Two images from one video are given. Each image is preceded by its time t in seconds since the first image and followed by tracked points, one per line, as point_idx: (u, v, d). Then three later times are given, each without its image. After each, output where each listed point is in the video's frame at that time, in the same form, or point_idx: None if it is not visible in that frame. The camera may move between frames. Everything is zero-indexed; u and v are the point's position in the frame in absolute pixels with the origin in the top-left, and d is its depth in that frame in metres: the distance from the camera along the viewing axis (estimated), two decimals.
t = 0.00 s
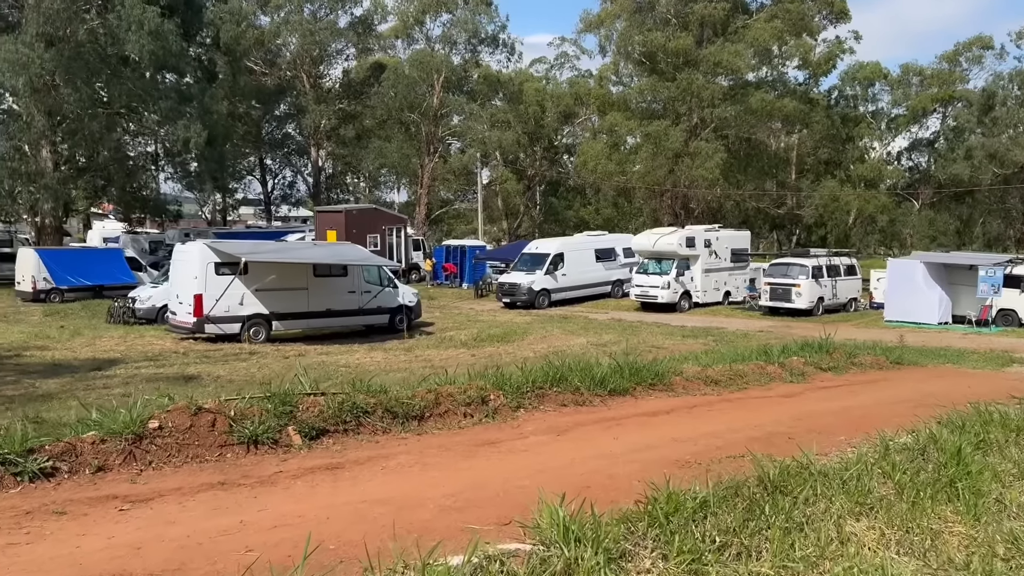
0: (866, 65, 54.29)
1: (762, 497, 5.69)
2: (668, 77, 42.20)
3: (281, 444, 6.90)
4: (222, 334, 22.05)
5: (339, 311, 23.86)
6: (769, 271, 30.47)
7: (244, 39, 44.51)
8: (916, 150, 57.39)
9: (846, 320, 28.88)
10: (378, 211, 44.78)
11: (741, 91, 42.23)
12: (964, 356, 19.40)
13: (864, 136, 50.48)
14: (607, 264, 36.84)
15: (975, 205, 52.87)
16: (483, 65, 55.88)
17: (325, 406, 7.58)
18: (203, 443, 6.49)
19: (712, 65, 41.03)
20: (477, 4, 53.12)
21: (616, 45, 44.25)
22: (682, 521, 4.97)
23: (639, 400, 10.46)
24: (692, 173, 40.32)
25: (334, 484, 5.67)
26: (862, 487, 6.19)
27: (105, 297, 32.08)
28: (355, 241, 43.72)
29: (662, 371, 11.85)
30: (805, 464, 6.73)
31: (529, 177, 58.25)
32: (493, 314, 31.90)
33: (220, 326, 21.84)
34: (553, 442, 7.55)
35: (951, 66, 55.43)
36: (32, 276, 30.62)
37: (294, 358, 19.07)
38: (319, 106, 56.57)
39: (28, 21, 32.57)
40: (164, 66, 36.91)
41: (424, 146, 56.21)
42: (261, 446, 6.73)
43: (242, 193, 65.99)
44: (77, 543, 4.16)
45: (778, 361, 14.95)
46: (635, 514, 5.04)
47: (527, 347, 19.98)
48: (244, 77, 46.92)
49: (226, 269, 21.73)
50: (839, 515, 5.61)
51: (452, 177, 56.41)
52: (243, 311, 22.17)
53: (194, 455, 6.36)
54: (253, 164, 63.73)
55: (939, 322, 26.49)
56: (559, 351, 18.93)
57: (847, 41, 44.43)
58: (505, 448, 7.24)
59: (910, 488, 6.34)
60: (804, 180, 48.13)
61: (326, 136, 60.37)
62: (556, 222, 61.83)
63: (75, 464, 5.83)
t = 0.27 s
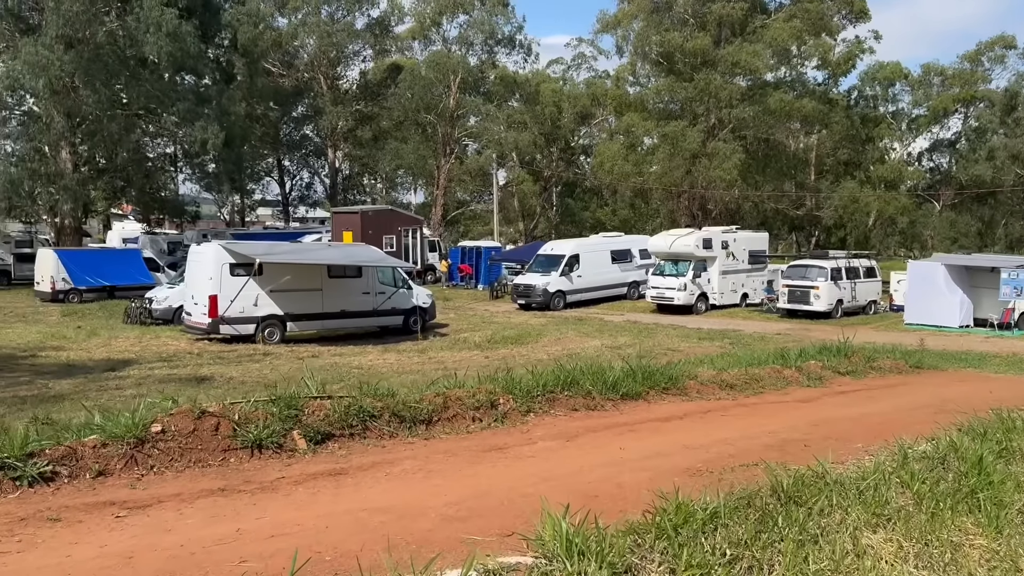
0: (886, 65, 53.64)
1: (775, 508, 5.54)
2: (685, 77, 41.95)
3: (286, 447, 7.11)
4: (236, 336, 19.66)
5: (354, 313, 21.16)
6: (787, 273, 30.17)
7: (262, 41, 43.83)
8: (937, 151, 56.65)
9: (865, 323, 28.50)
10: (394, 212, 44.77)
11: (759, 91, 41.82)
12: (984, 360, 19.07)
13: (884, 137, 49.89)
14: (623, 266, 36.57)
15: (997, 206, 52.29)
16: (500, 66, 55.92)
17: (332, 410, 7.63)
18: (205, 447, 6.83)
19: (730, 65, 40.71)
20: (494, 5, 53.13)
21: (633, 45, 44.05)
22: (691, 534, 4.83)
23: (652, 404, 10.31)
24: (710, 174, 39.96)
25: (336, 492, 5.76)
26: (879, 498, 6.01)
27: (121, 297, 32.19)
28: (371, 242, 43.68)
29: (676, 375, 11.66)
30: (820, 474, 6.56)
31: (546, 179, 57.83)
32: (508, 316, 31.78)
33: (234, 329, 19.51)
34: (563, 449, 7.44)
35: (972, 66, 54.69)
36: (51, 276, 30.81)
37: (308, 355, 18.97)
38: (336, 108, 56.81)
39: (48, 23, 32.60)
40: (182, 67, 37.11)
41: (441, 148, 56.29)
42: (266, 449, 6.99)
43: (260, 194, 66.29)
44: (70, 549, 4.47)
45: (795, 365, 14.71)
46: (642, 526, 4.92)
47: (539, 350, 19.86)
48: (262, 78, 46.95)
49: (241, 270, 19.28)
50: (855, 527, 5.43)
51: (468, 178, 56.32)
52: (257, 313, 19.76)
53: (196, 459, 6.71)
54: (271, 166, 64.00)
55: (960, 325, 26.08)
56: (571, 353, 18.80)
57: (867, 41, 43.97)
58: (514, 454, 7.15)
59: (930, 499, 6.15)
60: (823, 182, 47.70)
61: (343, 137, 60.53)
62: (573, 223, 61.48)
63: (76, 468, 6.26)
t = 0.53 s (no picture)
0: (907, 65, 53.00)
1: (786, 514, 5.40)
2: (703, 77, 41.66)
3: (292, 449, 7.11)
4: (251, 337, 19.26)
5: (368, 314, 20.77)
6: (806, 275, 29.79)
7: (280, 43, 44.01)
8: (959, 151, 55.89)
9: (884, 325, 28.11)
10: (410, 212, 44.63)
11: (778, 91, 41.38)
12: (1006, 364, 18.70)
13: (904, 137, 49.23)
14: (639, 267, 36.35)
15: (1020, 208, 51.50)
16: (517, 67, 55.87)
17: (338, 411, 7.67)
18: (210, 448, 6.81)
19: (748, 65, 40.38)
20: (511, 6, 53.05)
21: (650, 45, 43.77)
22: (698, 540, 4.72)
23: (665, 407, 10.18)
24: (727, 174, 39.60)
25: (338, 493, 5.70)
26: (895, 503, 5.86)
27: (135, 297, 32.23)
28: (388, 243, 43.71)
29: (689, 376, 11.51)
30: (834, 479, 6.41)
31: (562, 179, 58.02)
32: (523, 317, 31.67)
33: (250, 329, 19.09)
34: (571, 451, 7.33)
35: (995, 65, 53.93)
36: (70, 276, 31.13)
37: (321, 355, 18.84)
38: (353, 109, 56.94)
39: (67, 25, 33.02)
40: (200, 69, 37.29)
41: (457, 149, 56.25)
42: (271, 450, 7.00)
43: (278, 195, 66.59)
44: (65, 551, 4.46)
45: (811, 368, 14.50)
46: (647, 532, 4.82)
47: (552, 351, 19.75)
48: (279, 80, 47.10)
49: (255, 270, 18.91)
50: (868, 533, 5.30)
51: (485, 179, 56.22)
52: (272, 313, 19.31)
53: (199, 460, 6.71)
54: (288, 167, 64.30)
55: (981, 327, 25.64)
56: (584, 355, 18.66)
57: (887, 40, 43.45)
58: (521, 457, 7.06)
59: (947, 505, 5.98)
60: (843, 182, 47.15)
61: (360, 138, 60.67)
62: (589, 224, 61.15)
63: (78, 468, 6.27)
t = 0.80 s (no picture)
0: (928, 65, 52.37)
1: (799, 521, 5.34)
2: (720, 78, 41.40)
3: (302, 450, 7.15)
4: (268, 336, 19.65)
5: (383, 315, 21.01)
6: (823, 275, 29.43)
7: (297, 45, 44.21)
8: (980, 151, 55.18)
9: (904, 327, 27.79)
10: (426, 212, 44.40)
11: (796, 92, 40.99)
12: None
13: (925, 138, 48.63)
14: (655, 268, 36.19)
15: None
16: (534, 68, 55.83)
17: (348, 412, 7.69)
18: (221, 449, 6.85)
19: (766, 65, 40.07)
20: (528, 7, 52.98)
21: (667, 46, 43.53)
22: (708, 547, 4.66)
23: (678, 409, 10.11)
24: (745, 175, 39.29)
25: (346, 495, 5.72)
26: (910, 510, 5.76)
27: (151, 297, 32.37)
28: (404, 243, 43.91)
29: (703, 378, 11.41)
30: (848, 485, 6.32)
31: (579, 180, 58.28)
32: (538, 318, 31.60)
33: (265, 328, 19.41)
34: (583, 453, 7.32)
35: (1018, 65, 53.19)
36: (90, 276, 31.44)
37: (340, 356, 18.82)
38: (370, 111, 57.09)
39: (88, 28, 33.44)
40: (218, 71, 37.55)
41: (474, 150, 56.25)
42: (281, 451, 7.04)
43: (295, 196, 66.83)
44: (71, 552, 4.52)
45: (828, 371, 14.33)
46: (656, 537, 4.78)
47: (566, 352, 19.71)
48: (297, 81, 47.39)
49: (272, 271, 19.27)
50: (882, 540, 5.21)
51: (501, 180, 56.20)
52: (288, 312, 19.61)
53: (210, 460, 6.75)
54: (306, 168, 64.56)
55: (1002, 330, 25.28)
56: (598, 357, 18.57)
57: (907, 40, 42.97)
58: (531, 459, 7.07)
59: (964, 512, 5.87)
60: (862, 183, 46.66)
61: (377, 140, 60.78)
62: (606, 225, 60.93)
63: (89, 468, 6.32)
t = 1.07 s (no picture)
0: (946, 64, 51.75)
1: (813, 529, 5.24)
2: (736, 78, 41.14)
3: (310, 453, 7.13)
4: (281, 337, 19.56)
5: (396, 316, 20.87)
6: (840, 277, 29.08)
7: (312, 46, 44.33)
8: (1000, 152, 54.48)
9: (922, 330, 27.44)
10: (439, 213, 44.32)
11: (812, 92, 40.57)
12: None
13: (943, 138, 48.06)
14: (670, 270, 35.96)
15: None
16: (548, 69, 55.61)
17: (357, 415, 7.66)
18: (229, 452, 6.86)
19: (782, 66, 39.73)
20: (542, 7, 52.86)
21: (683, 46, 43.26)
22: (719, 556, 4.58)
23: (691, 413, 10.00)
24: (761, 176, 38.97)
25: (353, 500, 5.71)
26: (928, 519, 5.64)
27: (167, 297, 32.50)
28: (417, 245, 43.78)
29: (717, 381, 11.28)
30: (863, 492, 6.20)
31: (593, 181, 58.08)
32: (551, 319, 31.49)
33: (278, 329, 19.39)
34: (593, 459, 7.25)
35: None
36: (106, 276, 31.58)
37: (354, 358, 18.76)
38: (384, 112, 57.15)
39: (105, 30, 33.68)
40: (234, 72, 37.74)
41: (488, 151, 56.16)
42: (290, 455, 7.02)
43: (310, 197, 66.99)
44: (74, 558, 4.59)
45: (843, 375, 14.15)
46: (666, 546, 4.71)
47: (579, 354, 19.60)
48: (312, 82, 47.55)
49: (286, 272, 19.18)
50: (899, 550, 5.09)
51: (515, 181, 56.18)
52: (300, 314, 19.57)
53: (218, 463, 6.75)
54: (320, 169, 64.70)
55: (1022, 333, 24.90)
56: (611, 359, 18.46)
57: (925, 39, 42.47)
58: (540, 464, 7.01)
59: (983, 521, 5.73)
60: (880, 185, 46.16)
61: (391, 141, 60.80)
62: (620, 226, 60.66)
63: (96, 471, 6.34)
